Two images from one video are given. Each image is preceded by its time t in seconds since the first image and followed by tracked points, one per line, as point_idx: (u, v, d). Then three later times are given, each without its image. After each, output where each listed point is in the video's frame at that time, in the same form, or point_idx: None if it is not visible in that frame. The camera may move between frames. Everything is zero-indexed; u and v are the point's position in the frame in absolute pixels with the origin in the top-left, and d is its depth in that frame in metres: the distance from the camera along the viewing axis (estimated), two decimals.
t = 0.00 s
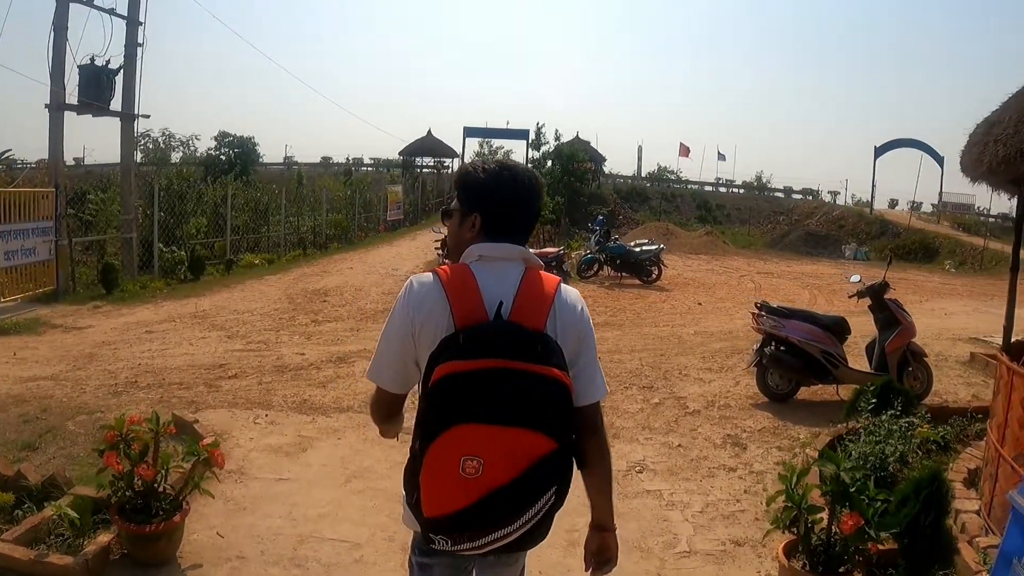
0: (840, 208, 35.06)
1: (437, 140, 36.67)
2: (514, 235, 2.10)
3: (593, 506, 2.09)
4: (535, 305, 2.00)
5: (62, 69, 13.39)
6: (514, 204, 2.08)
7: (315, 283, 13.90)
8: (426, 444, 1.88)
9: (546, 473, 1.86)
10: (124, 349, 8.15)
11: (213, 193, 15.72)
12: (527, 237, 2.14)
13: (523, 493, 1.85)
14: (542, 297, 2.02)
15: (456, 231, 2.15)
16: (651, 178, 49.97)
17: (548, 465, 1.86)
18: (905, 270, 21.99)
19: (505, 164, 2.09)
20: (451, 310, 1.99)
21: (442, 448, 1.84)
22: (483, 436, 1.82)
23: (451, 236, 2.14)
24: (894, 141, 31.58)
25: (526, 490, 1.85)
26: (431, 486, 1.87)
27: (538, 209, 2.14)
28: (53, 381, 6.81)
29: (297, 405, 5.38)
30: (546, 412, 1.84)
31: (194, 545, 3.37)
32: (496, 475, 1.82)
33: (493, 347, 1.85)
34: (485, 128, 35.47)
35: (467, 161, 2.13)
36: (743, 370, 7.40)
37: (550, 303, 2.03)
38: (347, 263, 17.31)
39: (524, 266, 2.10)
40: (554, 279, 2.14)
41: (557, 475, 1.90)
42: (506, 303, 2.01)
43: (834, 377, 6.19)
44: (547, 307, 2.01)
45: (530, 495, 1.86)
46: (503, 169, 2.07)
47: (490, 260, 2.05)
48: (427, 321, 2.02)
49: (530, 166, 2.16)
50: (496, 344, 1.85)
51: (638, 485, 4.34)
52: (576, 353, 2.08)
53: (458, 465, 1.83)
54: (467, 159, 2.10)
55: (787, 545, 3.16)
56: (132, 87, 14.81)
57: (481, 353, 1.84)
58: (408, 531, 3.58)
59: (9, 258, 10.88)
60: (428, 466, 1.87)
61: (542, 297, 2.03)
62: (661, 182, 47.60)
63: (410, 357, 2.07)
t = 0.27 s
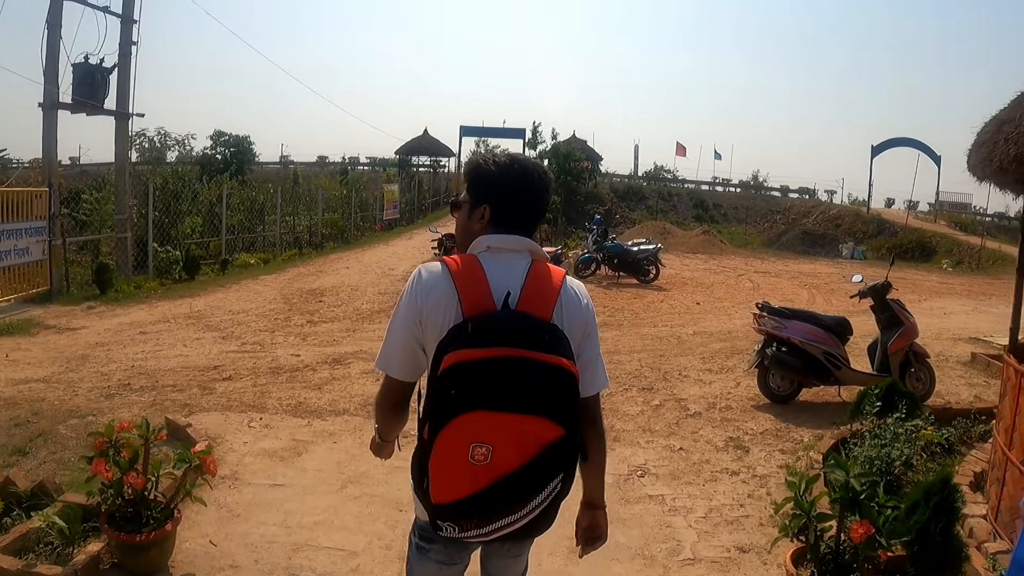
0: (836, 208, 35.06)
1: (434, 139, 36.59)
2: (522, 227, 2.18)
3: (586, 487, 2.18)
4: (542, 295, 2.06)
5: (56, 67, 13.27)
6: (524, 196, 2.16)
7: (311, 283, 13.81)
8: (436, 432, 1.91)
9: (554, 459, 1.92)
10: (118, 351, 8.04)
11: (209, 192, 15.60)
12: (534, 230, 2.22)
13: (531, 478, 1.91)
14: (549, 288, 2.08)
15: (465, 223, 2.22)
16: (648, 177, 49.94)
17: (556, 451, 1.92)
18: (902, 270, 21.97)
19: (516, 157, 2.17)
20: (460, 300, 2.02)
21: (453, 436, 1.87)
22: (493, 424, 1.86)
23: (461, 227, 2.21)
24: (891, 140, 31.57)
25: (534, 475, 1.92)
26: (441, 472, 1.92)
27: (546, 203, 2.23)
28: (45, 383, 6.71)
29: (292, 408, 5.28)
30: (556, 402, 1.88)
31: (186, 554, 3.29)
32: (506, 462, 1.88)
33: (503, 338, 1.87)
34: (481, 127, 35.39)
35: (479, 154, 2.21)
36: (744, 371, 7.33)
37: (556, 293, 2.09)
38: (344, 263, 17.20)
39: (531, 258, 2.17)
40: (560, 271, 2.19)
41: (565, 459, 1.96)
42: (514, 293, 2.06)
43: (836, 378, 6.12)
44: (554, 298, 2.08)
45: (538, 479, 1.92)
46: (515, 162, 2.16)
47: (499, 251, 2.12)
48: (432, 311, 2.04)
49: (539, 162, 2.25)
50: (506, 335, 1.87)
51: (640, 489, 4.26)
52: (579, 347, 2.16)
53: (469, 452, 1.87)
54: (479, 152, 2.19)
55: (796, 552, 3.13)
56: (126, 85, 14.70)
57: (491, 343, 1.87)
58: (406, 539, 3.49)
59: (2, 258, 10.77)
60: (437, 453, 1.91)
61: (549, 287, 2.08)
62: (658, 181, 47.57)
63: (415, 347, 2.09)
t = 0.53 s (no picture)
0: (833, 206, 35.05)
1: (430, 139, 36.50)
2: (528, 218, 2.28)
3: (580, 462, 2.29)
4: (549, 286, 2.16)
5: (50, 66, 13.15)
6: (528, 189, 2.26)
7: (307, 283, 13.72)
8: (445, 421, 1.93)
9: (563, 446, 1.93)
10: (112, 352, 7.94)
11: (204, 192, 15.49)
12: (539, 221, 2.33)
13: (541, 466, 1.91)
14: (556, 278, 2.19)
15: (472, 215, 2.32)
16: (644, 176, 49.90)
17: (566, 443, 1.93)
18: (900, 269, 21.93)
19: (521, 152, 2.28)
20: (470, 290, 2.11)
21: (462, 424, 1.89)
22: (503, 411, 1.88)
23: (468, 219, 2.31)
24: (889, 139, 31.54)
25: (543, 463, 1.92)
26: (449, 461, 1.93)
27: (550, 196, 2.33)
28: (37, 385, 6.60)
29: (288, 411, 5.20)
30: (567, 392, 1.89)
31: (179, 562, 3.20)
32: (515, 449, 1.88)
33: (511, 325, 1.92)
34: (478, 126, 35.32)
35: (485, 149, 2.31)
36: (745, 371, 7.26)
37: (564, 283, 2.22)
38: (340, 262, 17.10)
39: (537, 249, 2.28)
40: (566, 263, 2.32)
41: (574, 452, 1.96)
42: (522, 284, 2.16)
43: (839, 379, 6.05)
44: (562, 288, 2.19)
45: (549, 468, 1.92)
46: (519, 156, 2.26)
47: (507, 242, 2.22)
48: (443, 301, 2.13)
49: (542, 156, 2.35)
50: (513, 322, 1.92)
51: (643, 494, 4.18)
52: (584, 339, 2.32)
53: (479, 440, 1.89)
54: (485, 147, 2.29)
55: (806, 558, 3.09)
56: (121, 84, 14.58)
57: (500, 330, 1.91)
58: (404, 547, 3.41)
59: None
60: (447, 442, 1.93)
61: (558, 279, 2.20)
62: (655, 180, 47.53)
63: (424, 337, 2.18)
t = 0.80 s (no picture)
0: (830, 205, 35.03)
1: (426, 138, 36.38)
2: (533, 215, 2.34)
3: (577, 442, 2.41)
4: (556, 279, 2.25)
5: (44, 64, 13.03)
6: (533, 186, 2.32)
7: (303, 283, 13.62)
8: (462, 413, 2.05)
9: (576, 430, 2.08)
10: (106, 353, 7.84)
11: (200, 191, 15.37)
12: (543, 218, 2.38)
13: (555, 450, 2.06)
14: (562, 272, 2.28)
15: (477, 213, 2.37)
16: (641, 175, 49.85)
17: (577, 427, 2.08)
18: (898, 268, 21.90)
19: (523, 150, 2.33)
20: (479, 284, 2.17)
21: (480, 416, 2.02)
22: (519, 401, 2.01)
23: (473, 216, 2.36)
24: (885, 137, 31.52)
25: (558, 449, 2.07)
26: (468, 451, 2.06)
27: (553, 193, 2.39)
28: (30, 387, 6.51)
29: (285, 414, 5.12)
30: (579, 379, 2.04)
31: (174, 570, 3.12)
32: (531, 437, 2.03)
33: (522, 320, 2.04)
34: (475, 125, 35.23)
35: (488, 148, 2.36)
36: (746, 372, 7.19)
37: (570, 277, 2.30)
38: (336, 262, 16.98)
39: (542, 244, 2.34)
40: (570, 258, 2.38)
41: (584, 434, 2.12)
42: (530, 279, 2.23)
43: (842, 379, 6.00)
44: (568, 281, 2.27)
45: (562, 452, 2.08)
46: (522, 154, 2.31)
47: (512, 239, 2.28)
48: (452, 294, 2.18)
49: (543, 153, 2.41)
50: (524, 318, 2.05)
51: (646, 498, 4.12)
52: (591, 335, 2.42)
53: (497, 430, 2.02)
54: (488, 146, 2.34)
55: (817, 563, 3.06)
56: (116, 83, 14.47)
57: (511, 326, 2.04)
58: (404, 554, 3.34)
59: None
60: (465, 434, 2.05)
61: (563, 273, 2.29)
62: (652, 179, 47.47)
63: (433, 331, 2.21)
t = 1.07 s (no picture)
0: (827, 204, 34.99)
1: (423, 137, 36.28)
2: (536, 216, 2.38)
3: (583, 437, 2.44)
4: (561, 278, 2.28)
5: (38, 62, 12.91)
6: (535, 187, 2.37)
7: (300, 282, 13.52)
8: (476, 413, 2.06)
9: (590, 424, 2.10)
10: (101, 355, 7.74)
11: (195, 190, 15.25)
12: (545, 220, 2.43)
13: (570, 443, 2.09)
14: (565, 272, 2.32)
15: (480, 215, 2.40)
16: (638, 173, 49.78)
17: (591, 422, 2.10)
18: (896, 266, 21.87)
19: (525, 153, 2.38)
20: (487, 283, 2.19)
21: (496, 414, 2.03)
22: (534, 397, 2.03)
23: (476, 218, 2.39)
24: (882, 136, 31.50)
25: (572, 443, 2.09)
26: (482, 449, 2.07)
27: (554, 195, 2.44)
28: (23, 388, 6.41)
29: (282, 416, 5.04)
30: (591, 373, 2.06)
31: None
32: (549, 432, 2.04)
33: (532, 317, 2.08)
34: (471, 124, 35.13)
35: (490, 152, 2.41)
36: (748, 372, 7.13)
37: (573, 276, 2.34)
38: (333, 261, 16.87)
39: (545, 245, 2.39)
40: (571, 257, 2.41)
41: (596, 429, 2.14)
42: (535, 277, 2.26)
43: (845, 379, 5.95)
44: (571, 280, 2.31)
45: (578, 445, 2.10)
46: (524, 157, 2.36)
47: (517, 239, 2.31)
48: (461, 293, 2.20)
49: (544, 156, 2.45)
50: (534, 314, 2.08)
51: (650, 501, 4.05)
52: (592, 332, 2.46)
53: (512, 426, 2.03)
54: (491, 149, 2.38)
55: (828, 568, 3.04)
56: (111, 81, 14.35)
57: (522, 323, 2.06)
58: (405, 561, 3.27)
59: None
60: (482, 433, 2.05)
61: (566, 272, 2.32)
62: (649, 177, 47.41)
63: (443, 330, 2.21)
